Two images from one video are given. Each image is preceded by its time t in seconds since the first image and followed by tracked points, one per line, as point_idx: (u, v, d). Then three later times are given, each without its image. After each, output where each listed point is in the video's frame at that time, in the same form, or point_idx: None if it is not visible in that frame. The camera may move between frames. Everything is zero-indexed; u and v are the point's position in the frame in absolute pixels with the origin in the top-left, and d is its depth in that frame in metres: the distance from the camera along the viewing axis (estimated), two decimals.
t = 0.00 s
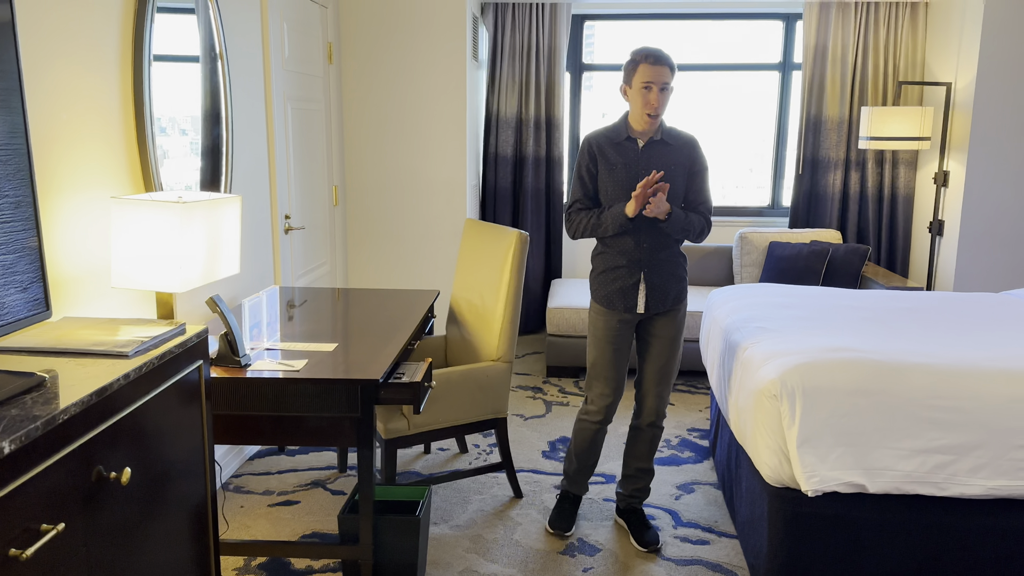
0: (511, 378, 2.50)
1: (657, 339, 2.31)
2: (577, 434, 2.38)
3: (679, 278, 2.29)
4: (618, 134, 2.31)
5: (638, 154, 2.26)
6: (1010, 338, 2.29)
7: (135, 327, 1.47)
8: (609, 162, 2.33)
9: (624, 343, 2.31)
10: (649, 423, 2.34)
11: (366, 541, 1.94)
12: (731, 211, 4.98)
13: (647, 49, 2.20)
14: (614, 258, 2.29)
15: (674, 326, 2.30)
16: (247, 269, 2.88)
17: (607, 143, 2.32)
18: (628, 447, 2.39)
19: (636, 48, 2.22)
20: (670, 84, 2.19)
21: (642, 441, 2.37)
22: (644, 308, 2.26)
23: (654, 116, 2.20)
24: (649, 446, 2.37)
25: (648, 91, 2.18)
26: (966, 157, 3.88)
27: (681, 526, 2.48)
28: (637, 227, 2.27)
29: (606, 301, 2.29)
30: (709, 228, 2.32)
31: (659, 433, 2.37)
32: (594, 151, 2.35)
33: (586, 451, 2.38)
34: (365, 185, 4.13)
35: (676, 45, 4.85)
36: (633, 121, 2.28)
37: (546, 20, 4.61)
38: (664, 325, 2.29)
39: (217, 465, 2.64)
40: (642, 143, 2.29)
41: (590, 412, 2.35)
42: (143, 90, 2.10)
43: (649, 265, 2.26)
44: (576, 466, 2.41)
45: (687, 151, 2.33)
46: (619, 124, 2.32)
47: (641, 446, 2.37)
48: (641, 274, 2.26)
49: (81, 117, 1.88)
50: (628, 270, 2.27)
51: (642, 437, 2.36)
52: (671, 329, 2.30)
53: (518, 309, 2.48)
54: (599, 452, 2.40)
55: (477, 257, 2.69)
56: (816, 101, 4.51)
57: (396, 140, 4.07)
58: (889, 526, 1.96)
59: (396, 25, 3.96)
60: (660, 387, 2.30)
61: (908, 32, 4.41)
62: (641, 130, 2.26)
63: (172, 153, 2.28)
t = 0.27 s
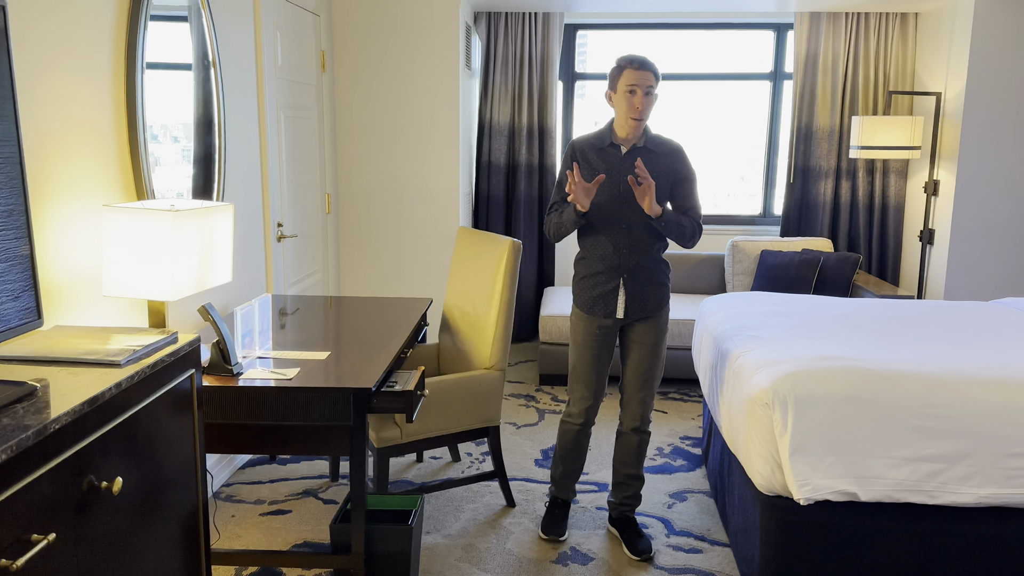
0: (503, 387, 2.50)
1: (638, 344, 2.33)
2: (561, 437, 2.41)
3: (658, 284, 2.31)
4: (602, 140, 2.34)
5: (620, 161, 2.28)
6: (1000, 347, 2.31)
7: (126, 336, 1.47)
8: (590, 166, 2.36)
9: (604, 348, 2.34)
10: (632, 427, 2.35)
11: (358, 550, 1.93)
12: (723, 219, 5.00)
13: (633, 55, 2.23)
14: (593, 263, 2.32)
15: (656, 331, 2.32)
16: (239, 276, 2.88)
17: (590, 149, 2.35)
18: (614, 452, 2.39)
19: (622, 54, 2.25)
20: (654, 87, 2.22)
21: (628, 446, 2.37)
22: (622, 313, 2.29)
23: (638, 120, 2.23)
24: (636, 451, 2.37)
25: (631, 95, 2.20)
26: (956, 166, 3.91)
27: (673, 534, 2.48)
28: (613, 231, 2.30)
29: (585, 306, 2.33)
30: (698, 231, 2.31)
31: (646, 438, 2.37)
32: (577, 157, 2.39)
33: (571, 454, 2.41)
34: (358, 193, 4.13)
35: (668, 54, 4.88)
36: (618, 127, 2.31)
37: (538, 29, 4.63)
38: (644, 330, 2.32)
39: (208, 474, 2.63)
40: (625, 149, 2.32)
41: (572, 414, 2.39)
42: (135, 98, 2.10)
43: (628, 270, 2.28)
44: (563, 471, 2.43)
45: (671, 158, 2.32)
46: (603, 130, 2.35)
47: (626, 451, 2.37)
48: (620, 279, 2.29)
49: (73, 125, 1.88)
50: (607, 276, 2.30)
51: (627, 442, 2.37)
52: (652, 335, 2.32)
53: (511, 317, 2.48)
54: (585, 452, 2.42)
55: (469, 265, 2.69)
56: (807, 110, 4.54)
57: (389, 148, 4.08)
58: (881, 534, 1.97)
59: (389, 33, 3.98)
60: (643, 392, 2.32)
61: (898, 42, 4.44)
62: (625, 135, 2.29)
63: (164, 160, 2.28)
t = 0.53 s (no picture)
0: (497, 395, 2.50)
1: (614, 349, 2.36)
2: (546, 442, 2.42)
3: (632, 289, 2.34)
4: (574, 147, 2.37)
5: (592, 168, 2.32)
6: (991, 356, 2.32)
7: (119, 345, 1.47)
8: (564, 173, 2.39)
9: (580, 352, 2.38)
10: (614, 431, 2.36)
11: (351, 560, 1.92)
12: (715, 228, 5.02)
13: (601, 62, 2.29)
14: (568, 268, 2.36)
15: (630, 337, 2.34)
16: (232, 285, 2.87)
17: (563, 156, 2.39)
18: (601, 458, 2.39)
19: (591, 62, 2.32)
20: (623, 91, 2.27)
21: (611, 451, 2.37)
22: (595, 317, 2.33)
23: (607, 120, 2.27)
24: (619, 456, 2.37)
25: (600, 96, 2.25)
26: (946, 176, 3.94)
27: (667, 543, 2.48)
28: (585, 236, 2.33)
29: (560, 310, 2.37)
30: (671, 238, 2.34)
31: (629, 442, 2.38)
32: (551, 164, 2.42)
33: (558, 458, 2.41)
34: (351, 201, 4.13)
35: (661, 64, 4.91)
36: (590, 134, 2.35)
37: (532, 38, 4.65)
38: (619, 335, 2.34)
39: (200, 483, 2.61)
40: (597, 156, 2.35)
41: (553, 418, 2.40)
42: (129, 106, 2.10)
43: (601, 275, 2.32)
44: (551, 477, 2.43)
45: (642, 164, 2.36)
46: (575, 138, 2.39)
47: (610, 456, 2.37)
48: (593, 284, 2.32)
49: (67, 133, 1.88)
50: (580, 280, 2.34)
51: (609, 447, 2.37)
52: (628, 339, 2.34)
53: (505, 326, 2.48)
54: (570, 456, 2.43)
55: (463, 274, 2.70)
56: (798, 119, 4.58)
57: (383, 156, 4.09)
58: (874, 543, 1.97)
59: (384, 42, 3.99)
60: (619, 397, 2.33)
61: (889, 53, 4.48)
62: (597, 140, 2.33)
63: (157, 168, 2.28)
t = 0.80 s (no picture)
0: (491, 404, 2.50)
1: (592, 355, 2.37)
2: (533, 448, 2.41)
3: (607, 295, 2.35)
4: (549, 155, 2.40)
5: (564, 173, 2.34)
6: (982, 364, 2.34)
7: (112, 354, 1.46)
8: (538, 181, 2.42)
9: (558, 358, 2.39)
10: (598, 435, 2.37)
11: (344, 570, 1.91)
12: (709, 236, 5.04)
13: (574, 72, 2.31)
14: (543, 275, 2.37)
15: (607, 343, 2.36)
16: (225, 293, 2.87)
17: (538, 164, 2.42)
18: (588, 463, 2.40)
19: (564, 72, 2.33)
20: (596, 102, 2.29)
21: (599, 455, 2.38)
22: (571, 323, 2.34)
23: (581, 130, 2.30)
24: (606, 459, 2.37)
25: (574, 108, 2.27)
26: (938, 185, 3.97)
27: (660, 552, 2.48)
28: (559, 241, 2.36)
29: (536, 317, 2.38)
30: (642, 244, 2.36)
31: (614, 444, 2.39)
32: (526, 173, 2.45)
33: (546, 463, 2.41)
34: (345, 209, 4.13)
35: (655, 73, 4.94)
36: (564, 143, 2.38)
37: (526, 48, 4.67)
38: (596, 341, 2.36)
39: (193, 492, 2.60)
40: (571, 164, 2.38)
41: (539, 424, 2.40)
42: (123, 114, 2.10)
43: (576, 281, 2.33)
44: (541, 485, 2.43)
45: (615, 172, 2.40)
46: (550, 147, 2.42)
47: (598, 460, 2.38)
48: (568, 290, 2.34)
49: (61, 141, 1.88)
50: (556, 287, 2.35)
51: (595, 451, 2.38)
52: (605, 344, 2.36)
53: (499, 335, 2.49)
54: (559, 461, 2.43)
55: (457, 283, 2.70)
56: (791, 129, 4.61)
57: (377, 165, 4.09)
58: (867, 552, 1.98)
59: (378, 51, 4.00)
60: (599, 403, 2.35)
61: (880, 63, 4.52)
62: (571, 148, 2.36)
63: (150, 176, 2.27)
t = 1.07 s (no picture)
0: (486, 411, 2.50)
1: (579, 361, 2.38)
2: (524, 455, 2.42)
3: (593, 301, 2.37)
4: (533, 164, 2.42)
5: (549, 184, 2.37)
6: (973, 372, 2.35)
7: (106, 362, 1.46)
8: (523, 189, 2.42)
9: (545, 364, 2.39)
10: (588, 441, 2.37)
11: None
12: (703, 244, 5.06)
13: (559, 81, 2.33)
14: (529, 281, 2.38)
15: (594, 349, 2.37)
16: (220, 301, 2.87)
17: (523, 173, 2.43)
18: (579, 468, 2.41)
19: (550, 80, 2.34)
20: (578, 112, 2.30)
21: (589, 461, 2.39)
22: (559, 329, 2.35)
23: (564, 140, 2.31)
24: (595, 464, 2.38)
25: (557, 119, 2.28)
26: (930, 194, 3.99)
27: (655, 559, 2.48)
28: (545, 249, 2.36)
29: (523, 323, 2.38)
30: (628, 250, 2.38)
31: (604, 449, 2.39)
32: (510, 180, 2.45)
33: (537, 470, 2.41)
34: (340, 217, 4.13)
35: (649, 82, 4.96)
36: (548, 152, 2.40)
37: (521, 56, 4.69)
38: (583, 347, 2.37)
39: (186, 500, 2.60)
40: (555, 173, 2.40)
41: (528, 431, 2.41)
42: (119, 122, 2.11)
43: (562, 288, 2.34)
44: (534, 492, 2.43)
45: (599, 181, 2.42)
46: (535, 155, 2.44)
47: (589, 465, 2.39)
48: (555, 297, 2.34)
49: (56, 149, 1.88)
50: (542, 294, 2.36)
51: (585, 456, 2.39)
52: (592, 350, 2.37)
53: (493, 343, 2.49)
54: (550, 468, 2.43)
55: (451, 290, 2.70)
56: (784, 137, 4.63)
57: (371, 173, 4.10)
58: (860, 559, 1.98)
59: (373, 58, 4.01)
60: (588, 407, 2.36)
61: (873, 72, 4.55)
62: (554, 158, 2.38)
63: (144, 183, 2.27)
